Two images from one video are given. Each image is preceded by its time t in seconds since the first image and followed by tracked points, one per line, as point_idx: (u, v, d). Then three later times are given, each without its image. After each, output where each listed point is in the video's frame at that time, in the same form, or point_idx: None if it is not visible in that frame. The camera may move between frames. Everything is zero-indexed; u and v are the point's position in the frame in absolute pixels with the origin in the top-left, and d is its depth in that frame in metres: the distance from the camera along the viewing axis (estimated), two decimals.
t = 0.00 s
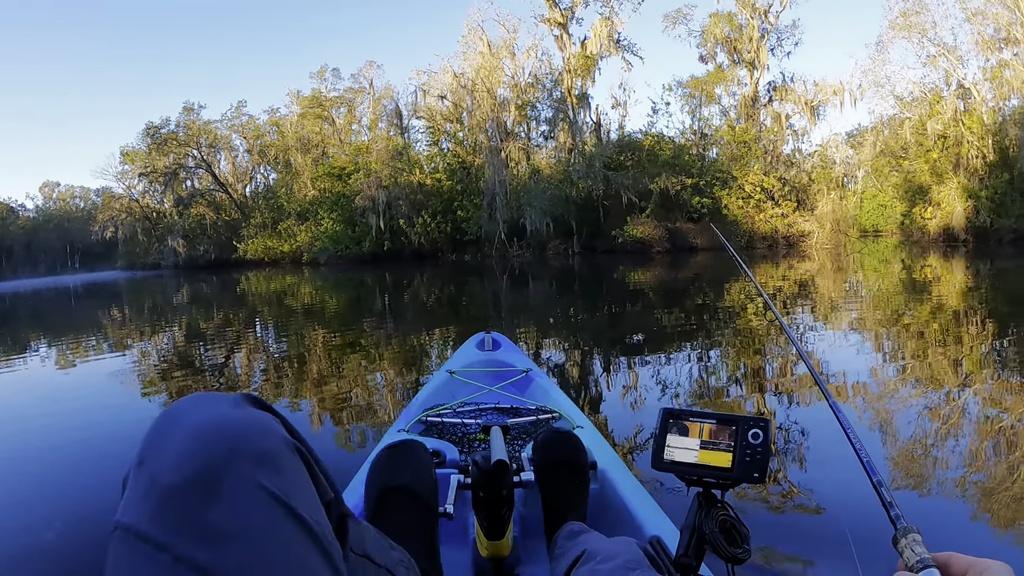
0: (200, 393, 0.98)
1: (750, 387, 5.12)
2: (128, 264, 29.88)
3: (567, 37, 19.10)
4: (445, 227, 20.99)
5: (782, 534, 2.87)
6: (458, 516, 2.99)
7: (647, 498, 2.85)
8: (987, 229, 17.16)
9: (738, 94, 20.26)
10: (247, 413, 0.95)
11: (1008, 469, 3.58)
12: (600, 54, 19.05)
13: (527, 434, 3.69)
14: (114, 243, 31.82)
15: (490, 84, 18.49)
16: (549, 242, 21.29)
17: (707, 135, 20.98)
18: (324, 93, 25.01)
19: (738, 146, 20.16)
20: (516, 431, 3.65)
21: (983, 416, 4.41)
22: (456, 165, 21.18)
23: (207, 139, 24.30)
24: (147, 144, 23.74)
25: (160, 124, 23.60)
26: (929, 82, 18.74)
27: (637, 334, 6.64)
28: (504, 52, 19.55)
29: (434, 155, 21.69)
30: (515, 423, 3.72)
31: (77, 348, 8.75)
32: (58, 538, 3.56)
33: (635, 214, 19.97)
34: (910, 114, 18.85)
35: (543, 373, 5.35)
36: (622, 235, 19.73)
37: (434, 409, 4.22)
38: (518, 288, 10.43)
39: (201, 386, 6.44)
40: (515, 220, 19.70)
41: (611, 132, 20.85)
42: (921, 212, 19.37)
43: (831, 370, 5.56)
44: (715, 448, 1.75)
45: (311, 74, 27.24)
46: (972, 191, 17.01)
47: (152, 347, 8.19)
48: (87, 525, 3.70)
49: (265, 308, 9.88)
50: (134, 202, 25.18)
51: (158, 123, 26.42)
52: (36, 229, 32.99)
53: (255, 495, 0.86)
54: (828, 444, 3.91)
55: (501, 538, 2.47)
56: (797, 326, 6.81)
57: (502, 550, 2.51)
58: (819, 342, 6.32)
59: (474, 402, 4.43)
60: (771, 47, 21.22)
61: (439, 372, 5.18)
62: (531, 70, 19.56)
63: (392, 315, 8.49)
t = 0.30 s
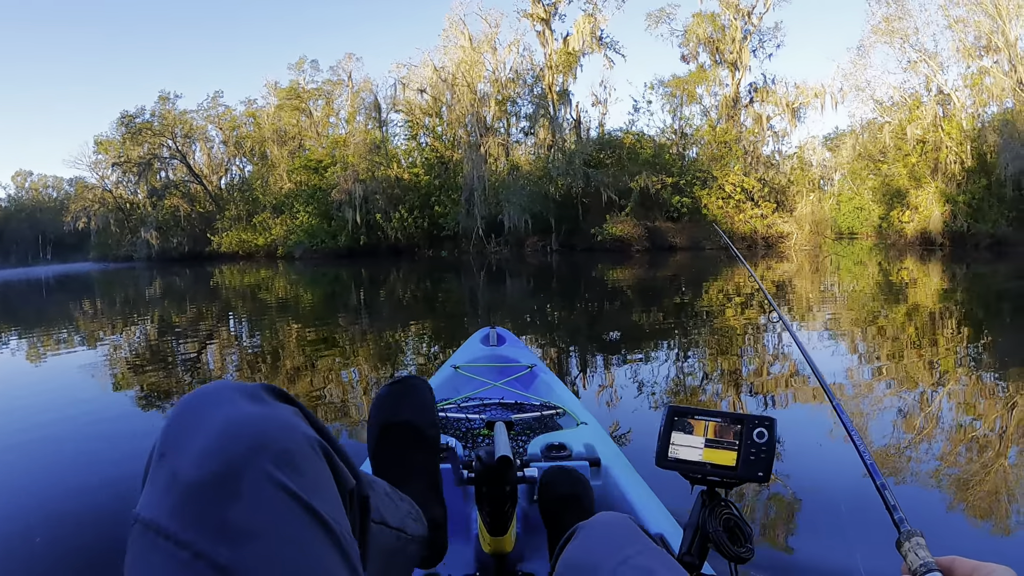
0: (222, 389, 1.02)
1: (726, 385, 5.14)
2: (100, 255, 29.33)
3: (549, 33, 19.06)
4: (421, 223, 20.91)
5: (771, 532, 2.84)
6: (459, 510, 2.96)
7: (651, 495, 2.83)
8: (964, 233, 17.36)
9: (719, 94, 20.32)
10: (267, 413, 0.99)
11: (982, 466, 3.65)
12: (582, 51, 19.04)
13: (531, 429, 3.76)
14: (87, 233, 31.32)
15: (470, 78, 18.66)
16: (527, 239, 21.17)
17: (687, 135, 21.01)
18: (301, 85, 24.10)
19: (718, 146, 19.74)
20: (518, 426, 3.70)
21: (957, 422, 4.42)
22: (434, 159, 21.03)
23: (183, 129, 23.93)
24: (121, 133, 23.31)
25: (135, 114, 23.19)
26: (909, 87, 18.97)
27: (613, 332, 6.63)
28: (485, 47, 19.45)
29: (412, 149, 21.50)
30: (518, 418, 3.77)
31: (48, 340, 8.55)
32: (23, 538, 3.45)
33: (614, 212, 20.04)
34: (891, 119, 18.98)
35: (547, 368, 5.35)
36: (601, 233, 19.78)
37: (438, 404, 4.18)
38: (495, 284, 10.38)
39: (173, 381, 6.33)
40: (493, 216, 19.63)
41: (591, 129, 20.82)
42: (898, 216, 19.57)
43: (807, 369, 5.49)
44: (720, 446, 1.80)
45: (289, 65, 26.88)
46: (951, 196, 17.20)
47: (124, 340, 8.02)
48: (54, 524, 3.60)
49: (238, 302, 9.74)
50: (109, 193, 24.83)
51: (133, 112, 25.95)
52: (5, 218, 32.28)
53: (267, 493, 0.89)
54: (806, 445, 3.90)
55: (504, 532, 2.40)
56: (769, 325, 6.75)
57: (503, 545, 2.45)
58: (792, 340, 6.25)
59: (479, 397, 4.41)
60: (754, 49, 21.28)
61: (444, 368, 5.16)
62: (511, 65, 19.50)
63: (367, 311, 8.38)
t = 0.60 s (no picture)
0: (297, 437, 1.36)
1: (699, 380, 5.15)
2: (66, 255, 28.64)
3: (523, 28, 19.02)
4: (393, 220, 20.80)
5: (757, 529, 2.85)
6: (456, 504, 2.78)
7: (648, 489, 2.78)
8: (935, 230, 17.60)
9: (693, 91, 20.40)
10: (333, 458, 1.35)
11: (953, 450, 3.96)
12: (557, 46, 19.15)
13: (531, 425, 3.84)
14: (53, 232, 30.61)
15: (443, 73, 18.54)
16: (500, 235, 21.08)
17: (661, 131, 21.01)
18: (272, 80, 23.82)
19: (692, 142, 19.83)
20: (519, 423, 3.80)
21: (930, 417, 4.52)
22: (406, 155, 20.87)
23: (150, 125, 23.51)
24: (87, 128, 22.80)
25: (102, 108, 22.71)
26: (882, 86, 19.29)
27: (586, 329, 6.62)
28: (458, 42, 19.37)
29: (383, 145, 21.26)
30: (519, 415, 3.87)
31: (13, 341, 8.30)
32: None
33: (588, 208, 20.10)
34: (863, 117, 19.38)
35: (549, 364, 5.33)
36: (575, 229, 19.82)
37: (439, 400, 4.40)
38: (468, 281, 10.33)
39: (141, 382, 6.18)
40: (466, 212, 19.55)
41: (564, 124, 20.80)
42: (870, 213, 19.84)
43: (780, 365, 5.49)
44: (723, 443, 1.90)
45: (260, 59, 26.49)
46: (923, 193, 17.46)
47: (92, 341, 7.81)
48: (17, 532, 3.48)
49: (207, 300, 9.59)
50: (76, 190, 24.35)
51: (101, 107, 25.40)
52: None
53: (336, 515, 1.22)
54: (786, 440, 3.91)
55: (504, 530, 2.22)
56: (746, 322, 6.76)
57: (504, 542, 2.29)
58: (770, 336, 6.25)
59: (478, 392, 4.53)
60: (728, 47, 21.39)
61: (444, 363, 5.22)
62: (485, 61, 19.44)
63: (338, 309, 8.29)
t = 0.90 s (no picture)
0: (357, 499, 1.45)
1: (673, 378, 5.13)
2: (26, 260, 27.79)
3: (492, 26, 18.93)
4: (360, 220, 20.63)
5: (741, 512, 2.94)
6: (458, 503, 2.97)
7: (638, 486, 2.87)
8: (904, 225, 17.88)
9: (663, 89, 20.50)
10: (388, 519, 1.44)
11: (924, 440, 4.00)
12: (527, 44, 19.17)
13: (529, 424, 3.79)
14: (13, 238, 29.73)
15: (411, 72, 18.40)
16: (469, 235, 20.95)
17: (630, 129, 20.92)
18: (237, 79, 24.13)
19: (662, 141, 19.97)
20: (517, 420, 3.76)
21: (903, 405, 4.65)
22: (374, 155, 20.90)
23: (114, 126, 23.05)
24: (49, 129, 22.19)
25: (64, 109, 22.15)
26: (848, 84, 19.66)
27: (559, 328, 6.59)
28: (426, 39, 19.18)
29: (351, 145, 21.07)
30: (516, 413, 3.82)
31: None
32: None
33: (559, 207, 20.18)
34: (832, 115, 19.79)
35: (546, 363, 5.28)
36: (546, 229, 19.90)
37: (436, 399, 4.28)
38: (438, 282, 10.24)
39: (107, 390, 6.01)
40: (436, 211, 19.46)
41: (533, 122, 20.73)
42: (840, 210, 20.10)
43: (753, 363, 5.47)
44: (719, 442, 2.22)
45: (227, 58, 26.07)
46: (891, 189, 17.78)
47: (57, 348, 7.59)
48: None
49: (172, 305, 9.41)
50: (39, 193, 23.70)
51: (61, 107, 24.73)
52: None
53: (397, 558, 1.34)
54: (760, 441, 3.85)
55: (501, 529, 2.48)
56: (722, 322, 6.67)
57: (502, 540, 2.54)
58: (744, 334, 6.22)
59: (476, 392, 4.48)
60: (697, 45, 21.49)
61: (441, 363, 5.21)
62: (454, 59, 19.25)
63: (307, 312, 8.20)
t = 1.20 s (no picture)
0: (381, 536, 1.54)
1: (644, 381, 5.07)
2: None
3: (457, 29, 18.88)
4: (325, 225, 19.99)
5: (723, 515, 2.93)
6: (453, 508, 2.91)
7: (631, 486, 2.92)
8: (870, 224, 18.18)
9: (629, 91, 20.62)
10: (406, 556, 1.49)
11: (897, 434, 4.03)
12: (493, 46, 19.21)
13: (524, 427, 3.76)
14: None
15: (376, 75, 17.98)
16: (436, 240, 20.79)
17: (596, 132, 21.31)
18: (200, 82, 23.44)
19: (629, 142, 20.32)
20: (511, 424, 3.74)
21: (873, 397, 4.75)
22: (339, 160, 20.30)
23: (75, 131, 22.74)
24: (8, 136, 21.68)
25: (22, 115, 21.75)
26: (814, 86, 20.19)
27: (528, 332, 6.57)
28: (392, 42, 19.21)
29: (316, 149, 20.48)
30: (511, 417, 3.79)
31: None
32: None
33: (526, 210, 20.09)
34: (797, 115, 20.23)
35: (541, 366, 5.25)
36: (514, 233, 19.77)
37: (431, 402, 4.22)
38: (405, 288, 10.15)
39: (68, 402, 5.87)
40: (401, 216, 19.17)
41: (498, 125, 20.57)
42: (807, 209, 20.37)
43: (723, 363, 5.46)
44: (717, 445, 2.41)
45: (188, 61, 25.65)
46: (856, 188, 18.08)
47: (16, 360, 7.42)
48: None
49: (134, 315, 9.25)
50: None
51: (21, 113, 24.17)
52: None
53: None
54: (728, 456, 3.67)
55: (494, 532, 2.51)
56: (687, 322, 6.71)
57: (497, 543, 2.54)
58: (713, 334, 6.22)
59: (471, 395, 4.42)
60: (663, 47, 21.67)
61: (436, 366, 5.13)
62: (419, 62, 19.32)
63: (273, 319, 8.11)
